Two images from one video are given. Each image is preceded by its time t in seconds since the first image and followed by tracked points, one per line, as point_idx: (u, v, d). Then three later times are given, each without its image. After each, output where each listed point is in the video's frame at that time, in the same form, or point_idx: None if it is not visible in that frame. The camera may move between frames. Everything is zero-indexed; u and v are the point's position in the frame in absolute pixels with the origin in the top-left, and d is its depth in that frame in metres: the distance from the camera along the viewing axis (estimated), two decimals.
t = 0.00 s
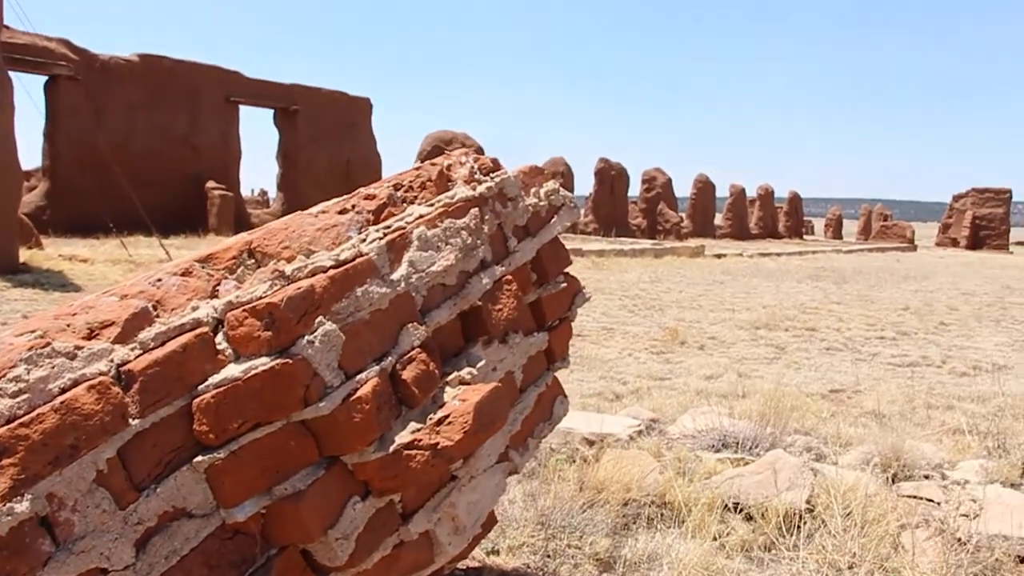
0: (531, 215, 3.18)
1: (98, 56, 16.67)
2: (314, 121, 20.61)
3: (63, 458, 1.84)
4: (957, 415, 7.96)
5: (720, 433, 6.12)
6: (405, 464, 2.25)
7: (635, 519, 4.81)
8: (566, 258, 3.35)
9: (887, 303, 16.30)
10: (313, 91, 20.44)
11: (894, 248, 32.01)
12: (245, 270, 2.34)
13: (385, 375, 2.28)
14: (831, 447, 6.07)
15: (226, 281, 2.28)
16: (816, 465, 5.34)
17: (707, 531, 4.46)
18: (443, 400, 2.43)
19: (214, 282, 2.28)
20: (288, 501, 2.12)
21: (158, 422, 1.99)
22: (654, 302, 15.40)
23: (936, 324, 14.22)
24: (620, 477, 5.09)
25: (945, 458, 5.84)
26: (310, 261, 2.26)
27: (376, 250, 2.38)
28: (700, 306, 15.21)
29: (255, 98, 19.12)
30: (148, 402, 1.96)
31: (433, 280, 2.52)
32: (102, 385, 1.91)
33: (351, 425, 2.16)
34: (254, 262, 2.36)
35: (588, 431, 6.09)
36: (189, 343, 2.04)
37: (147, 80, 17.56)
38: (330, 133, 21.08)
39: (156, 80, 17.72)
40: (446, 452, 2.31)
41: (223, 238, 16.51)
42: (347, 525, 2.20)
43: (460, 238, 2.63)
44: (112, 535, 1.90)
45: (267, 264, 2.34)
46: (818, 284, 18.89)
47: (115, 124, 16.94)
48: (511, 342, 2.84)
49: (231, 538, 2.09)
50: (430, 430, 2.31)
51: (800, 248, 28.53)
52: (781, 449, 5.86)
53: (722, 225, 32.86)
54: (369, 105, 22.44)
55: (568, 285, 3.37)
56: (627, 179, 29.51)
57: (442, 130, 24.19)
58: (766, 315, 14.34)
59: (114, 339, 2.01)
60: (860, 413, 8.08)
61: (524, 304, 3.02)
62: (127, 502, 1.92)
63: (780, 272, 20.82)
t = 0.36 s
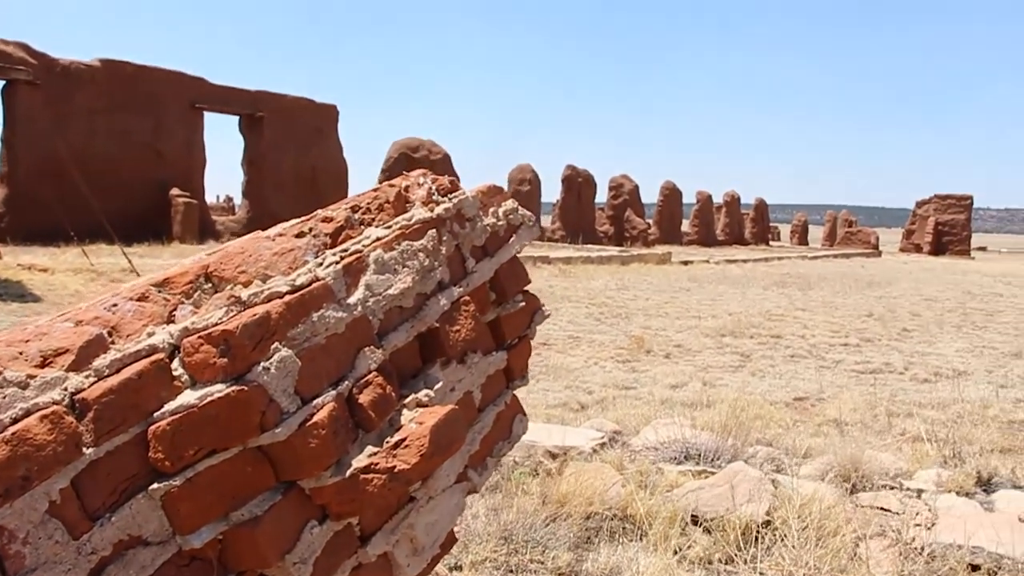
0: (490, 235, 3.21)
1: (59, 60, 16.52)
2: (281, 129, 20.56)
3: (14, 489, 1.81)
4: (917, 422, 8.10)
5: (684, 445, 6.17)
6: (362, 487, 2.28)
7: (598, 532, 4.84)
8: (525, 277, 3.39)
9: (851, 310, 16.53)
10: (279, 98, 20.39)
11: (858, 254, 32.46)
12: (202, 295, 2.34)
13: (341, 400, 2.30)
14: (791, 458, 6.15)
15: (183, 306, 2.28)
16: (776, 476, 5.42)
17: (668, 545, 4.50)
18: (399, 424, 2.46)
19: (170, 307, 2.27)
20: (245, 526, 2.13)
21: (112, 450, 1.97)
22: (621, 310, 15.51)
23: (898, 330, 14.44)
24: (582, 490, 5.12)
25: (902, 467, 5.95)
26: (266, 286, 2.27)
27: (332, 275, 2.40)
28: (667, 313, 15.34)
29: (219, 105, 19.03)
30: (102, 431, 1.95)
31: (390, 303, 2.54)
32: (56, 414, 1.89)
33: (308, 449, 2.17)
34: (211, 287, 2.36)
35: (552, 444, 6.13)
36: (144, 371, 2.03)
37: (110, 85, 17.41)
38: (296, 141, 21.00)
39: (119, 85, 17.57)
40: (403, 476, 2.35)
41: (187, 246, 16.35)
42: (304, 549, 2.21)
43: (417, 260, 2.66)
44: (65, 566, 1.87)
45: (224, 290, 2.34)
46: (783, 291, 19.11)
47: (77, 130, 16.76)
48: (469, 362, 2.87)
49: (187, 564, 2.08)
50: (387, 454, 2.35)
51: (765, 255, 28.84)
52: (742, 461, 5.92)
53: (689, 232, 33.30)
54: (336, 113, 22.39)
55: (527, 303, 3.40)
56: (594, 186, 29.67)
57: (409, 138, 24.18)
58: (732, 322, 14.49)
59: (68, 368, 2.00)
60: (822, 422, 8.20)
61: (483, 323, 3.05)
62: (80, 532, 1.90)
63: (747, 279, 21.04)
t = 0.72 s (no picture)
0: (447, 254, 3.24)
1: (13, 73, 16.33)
2: (241, 139, 20.45)
3: None
4: (877, 422, 8.25)
5: (647, 451, 6.25)
6: (323, 512, 2.30)
7: (562, 542, 4.89)
8: (483, 294, 3.43)
9: (814, 310, 16.77)
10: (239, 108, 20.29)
11: (820, 253, 32.90)
12: (160, 323, 2.35)
13: (300, 426, 2.32)
14: (752, 463, 6.25)
15: (140, 335, 2.29)
16: (737, 482, 5.51)
17: (633, 553, 4.55)
18: (359, 447, 2.48)
19: (128, 336, 2.29)
20: (206, 555, 2.15)
21: (70, 485, 1.97)
22: (586, 315, 15.61)
23: (860, 329, 14.67)
24: (547, 500, 5.17)
25: (861, 469, 6.06)
26: (224, 315, 2.29)
27: (289, 301, 2.42)
28: (632, 317, 15.46)
29: (179, 116, 18.91)
30: (59, 465, 1.95)
31: (347, 327, 2.57)
32: (12, 451, 1.89)
33: (268, 477, 2.20)
34: (168, 315, 2.37)
35: (517, 454, 6.18)
36: (102, 403, 2.04)
37: (66, 98, 17.23)
38: (257, 151, 20.88)
39: (76, 97, 17.39)
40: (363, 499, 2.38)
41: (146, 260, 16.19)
42: None
43: (374, 283, 2.69)
44: None
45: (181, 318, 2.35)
46: (747, 292, 19.34)
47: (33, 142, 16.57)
48: (428, 382, 2.90)
49: None
50: (347, 477, 2.37)
51: (728, 256, 29.14)
52: (704, 468, 5.99)
53: (653, 235, 33.57)
54: (298, 122, 22.29)
55: (485, 320, 3.44)
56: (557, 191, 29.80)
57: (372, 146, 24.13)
58: (696, 325, 14.64)
59: (24, 403, 1.99)
60: (785, 424, 8.32)
61: (441, 342, 3.08)
62: (38, 568, 1.90)
63: (711, 280, 21.27)
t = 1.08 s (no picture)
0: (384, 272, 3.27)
1: None
2: (185, 145, 20.18)
3: None
4: (816, 429, 8.44)
5: (587, 463, 6.33)
6: (256, 533, 2.33)
7: (502, 554, 4.94)
8: (420, 312, 3.47)
9: (758, 317, 17.06)
10: (182, 112, 20.08)
11: (765, 260, 33.45)
12: (93, 345, 2.35)
13: (233, 447, 2.34)
14: (691, 472, 6.36)
15: (73, 358, 2.28)
16: (674, 492, 5.61)
17: (572, 564, 4.61)
18: (293, 467, 2.51)
19: (60, 359, 2.28)
20: None
21: None
22: (533, 323, 15.70)
23: (802, 336, 14.97)
24: (488, 512, 5.21)
25: (797, 478, 6.20)
26: (158, 338, 2.30)
27: (224, 324, 2.44)
28: (579, 325, 15.59)
29: (122, 120, 18.60)
30: None
31: (283, 347, 2.59)
32: None
33: (200, 499, 2.21)
34: (102, 336, 2.37)
35: (459, 466, 6.21)
36: (31, 428, 2.03)
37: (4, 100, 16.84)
38: (202, 157, 20.62)
39: (15, 99, 17.01)
40: (297, 519, 2.45)
41: (85, 267, 15.87)
42: None
43: (310, 303, 2.72)
44: None
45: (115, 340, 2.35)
46: (693, 299, 19.61)
47: None
48: (364, 400, 2.93)
49: None
50: (281, 498, 2.43)
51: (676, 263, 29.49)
52: (643, 479, 6.08)
53: (602, 243, 33.83)
54: (244, 128, 22.05)
55: (423, 337, 3.48)
56: (506, 199, 29.90)
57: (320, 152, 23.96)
58: (642, 333, 14.81)
59: None
60: (726, 433, 8.48)
61: (377, 360, 3.12)
62: None
63: (658, 288, 21.52)
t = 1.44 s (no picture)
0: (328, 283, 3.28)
1: None
2: (135, 145, 19.89)
3: None
4: (761, 440, 8.57)
5: (532, 473, 6.38)
6: (191, 545, 2.32)
7: (446, 564, 4.94)
8: (363, 323, 3.49)
9: (709, 327, 17.26)
10: (133, 111, 19.84)
11: (717, 270, 33.85)
12: (27, 356, 2.33)
13: (169, 459, 2.34)
14: (635, 483, 6.43)
15: (6, 369, 2.27)
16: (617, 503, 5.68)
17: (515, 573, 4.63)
18: (231, 479, 2.53)
19: None
20: None
21: None
22: (485, 330, 15.73)
23: (751, 347, 15.19)
24: (432, 522, 5.21)
25: (739, 489, 6.31)
26: (94, 350, 2.29)
27: (162, 335, 2.44)
28: (531, 333, 15.65)
29: (71, 117, 18.28)
30: None
31: (222, 359, 2.59)
32: None
33: (135, 512, 2.21)
34: (36, 347, 2.36)
35: (404, 476, 6.21)
36: None
37: None
38: (153, 156, 20.32)
39: None
40: (233, 531, 2.44)
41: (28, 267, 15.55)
42: None
43: (251, 315, 2.72)
44: None
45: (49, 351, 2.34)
46: (646, 308, 19.78)
47: None
48: (305, 411, 2.94)
49: None
50: (217, 510, 2.43)
51: (630, 272, 29.71)
52: (587, 489, 6.14)
53: (556, 251, 33.97)
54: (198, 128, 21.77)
55: (365, 349, 3.50)
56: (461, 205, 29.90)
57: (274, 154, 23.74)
58: (593, 341, 14.92)
59: None
60: (672, 443, 8.58)
61: (319, 371, 3.12)
62: None
63: (611, 296, 21.67)
